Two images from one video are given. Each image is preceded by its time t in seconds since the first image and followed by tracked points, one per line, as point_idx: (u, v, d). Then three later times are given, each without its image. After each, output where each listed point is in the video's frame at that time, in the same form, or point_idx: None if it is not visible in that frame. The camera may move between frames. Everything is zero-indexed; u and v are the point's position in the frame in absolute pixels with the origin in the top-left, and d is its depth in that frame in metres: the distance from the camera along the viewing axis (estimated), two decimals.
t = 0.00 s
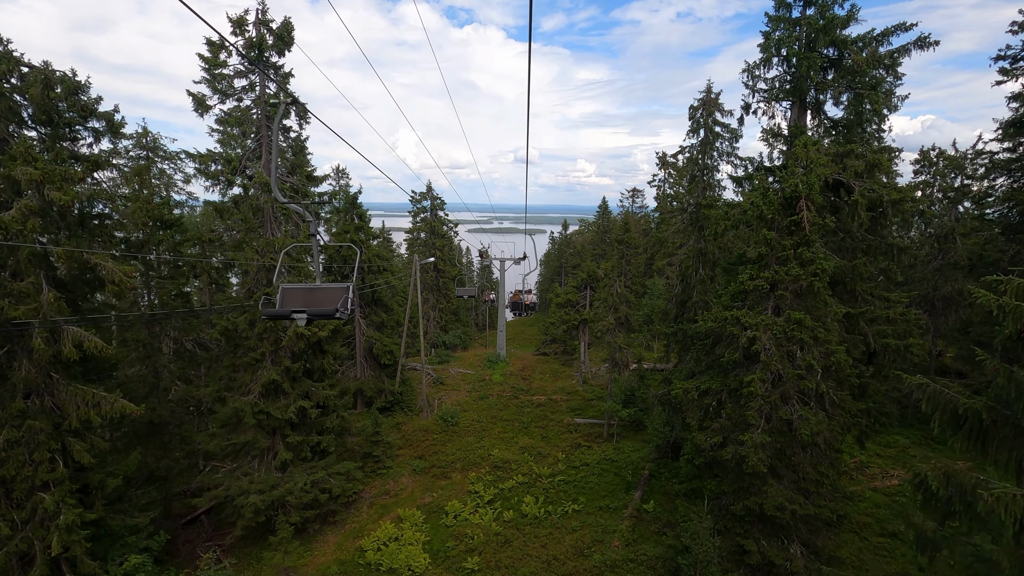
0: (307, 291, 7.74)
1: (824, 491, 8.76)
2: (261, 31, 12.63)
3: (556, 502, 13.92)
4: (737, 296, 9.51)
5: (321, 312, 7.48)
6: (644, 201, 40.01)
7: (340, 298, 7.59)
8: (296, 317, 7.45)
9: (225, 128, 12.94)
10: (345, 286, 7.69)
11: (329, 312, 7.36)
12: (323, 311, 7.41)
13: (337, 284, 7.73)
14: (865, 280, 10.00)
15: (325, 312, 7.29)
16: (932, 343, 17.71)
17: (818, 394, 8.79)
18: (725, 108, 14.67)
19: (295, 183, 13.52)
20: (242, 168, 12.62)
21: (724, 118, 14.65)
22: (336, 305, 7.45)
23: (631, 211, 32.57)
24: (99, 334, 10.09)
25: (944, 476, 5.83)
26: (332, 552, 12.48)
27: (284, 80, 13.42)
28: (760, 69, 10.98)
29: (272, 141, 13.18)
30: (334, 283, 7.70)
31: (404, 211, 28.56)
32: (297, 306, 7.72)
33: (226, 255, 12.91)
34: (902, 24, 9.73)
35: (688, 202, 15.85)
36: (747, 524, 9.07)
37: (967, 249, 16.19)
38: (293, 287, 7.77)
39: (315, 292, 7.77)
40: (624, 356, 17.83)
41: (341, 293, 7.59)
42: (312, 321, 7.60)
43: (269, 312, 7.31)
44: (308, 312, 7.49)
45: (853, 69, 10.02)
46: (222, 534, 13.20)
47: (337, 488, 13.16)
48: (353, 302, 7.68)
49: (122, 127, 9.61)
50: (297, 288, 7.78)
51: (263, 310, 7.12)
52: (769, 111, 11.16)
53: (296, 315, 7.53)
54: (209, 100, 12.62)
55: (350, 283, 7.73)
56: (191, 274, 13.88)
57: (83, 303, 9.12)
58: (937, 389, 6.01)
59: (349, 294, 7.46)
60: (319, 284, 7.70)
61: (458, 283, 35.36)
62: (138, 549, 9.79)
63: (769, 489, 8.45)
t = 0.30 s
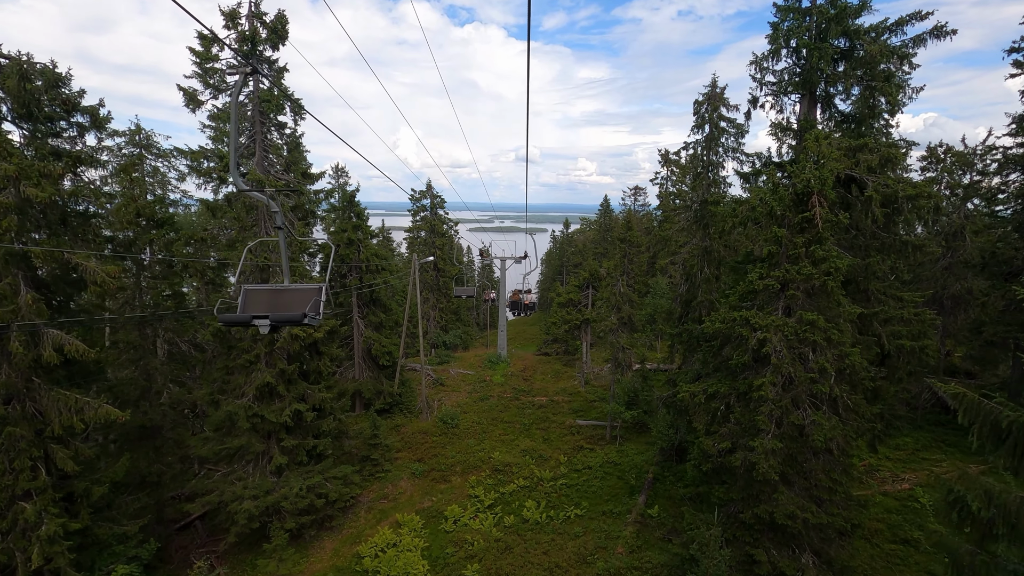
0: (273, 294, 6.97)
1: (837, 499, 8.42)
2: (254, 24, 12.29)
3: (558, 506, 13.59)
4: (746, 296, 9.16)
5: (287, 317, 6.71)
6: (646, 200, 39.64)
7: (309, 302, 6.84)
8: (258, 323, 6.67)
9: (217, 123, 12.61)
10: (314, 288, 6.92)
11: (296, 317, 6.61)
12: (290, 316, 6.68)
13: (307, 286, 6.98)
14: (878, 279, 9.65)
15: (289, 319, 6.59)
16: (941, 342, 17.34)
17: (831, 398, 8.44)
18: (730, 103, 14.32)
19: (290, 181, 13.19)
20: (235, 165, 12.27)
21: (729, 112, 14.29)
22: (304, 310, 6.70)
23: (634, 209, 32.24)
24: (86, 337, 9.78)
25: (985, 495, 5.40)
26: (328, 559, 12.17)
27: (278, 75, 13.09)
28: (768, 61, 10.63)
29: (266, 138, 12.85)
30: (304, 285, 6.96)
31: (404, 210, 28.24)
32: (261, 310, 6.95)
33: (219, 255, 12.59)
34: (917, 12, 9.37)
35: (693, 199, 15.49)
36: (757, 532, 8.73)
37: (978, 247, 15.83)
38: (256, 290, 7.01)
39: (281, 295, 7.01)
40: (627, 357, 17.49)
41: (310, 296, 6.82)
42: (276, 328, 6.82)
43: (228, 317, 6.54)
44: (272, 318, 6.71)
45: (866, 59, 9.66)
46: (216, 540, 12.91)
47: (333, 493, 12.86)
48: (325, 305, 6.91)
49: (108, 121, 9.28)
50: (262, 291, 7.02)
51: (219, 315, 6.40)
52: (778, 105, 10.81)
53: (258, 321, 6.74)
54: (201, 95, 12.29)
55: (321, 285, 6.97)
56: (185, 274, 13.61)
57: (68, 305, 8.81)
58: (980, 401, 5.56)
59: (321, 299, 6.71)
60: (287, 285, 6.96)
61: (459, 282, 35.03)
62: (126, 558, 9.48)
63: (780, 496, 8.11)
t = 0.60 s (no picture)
0: (227, 298, 6.27)
1: (849, 509, 8.10)
2: (248, 19, 12.01)
3: (559, 513, 13.27)
4: (755, 298, 8.83)
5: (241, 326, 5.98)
6: (649, 200, 39.31)
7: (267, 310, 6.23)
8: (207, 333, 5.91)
9: (211, 121, 12.32)
10: (275, 293, 6.33)
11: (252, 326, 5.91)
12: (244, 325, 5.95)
13: (267, 291, 6.36)
14: (891, 281, 9.32)
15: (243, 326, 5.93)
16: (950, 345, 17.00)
17: (843, 405, 8.12)
18: (736, 100, 14.00)
19: (285, 180, 12.89)
20: (229, 164, 11.97)
21: (735, 110, 13.98)
22: (261, 318, 6.05)
23: (636, 210, 31.92)
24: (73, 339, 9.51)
25: None
26: (324, 567, 11.86)
27: (273, 71, 12.81)
28: (777, 56, 10.31)
29: (261, 135, 12.55)
30: (263, 289, 6.34)
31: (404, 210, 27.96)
32: (212, 318, 6.22)
33: (213, 255, 12.30)
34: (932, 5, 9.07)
35: (698, 199, 15.17)
36: (766, 544, 8.41)
37: (989, 248, 15.50)
38: (210, 293, 6.28)
39: (236, 300, 6.32)
40: (630, 359, 17.17)
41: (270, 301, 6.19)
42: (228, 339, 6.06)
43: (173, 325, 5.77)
44: (223, 328, 5.95)
45: (878, 54, 9.34)
46: (210, 548, 12.62)
47: (329, 499, 12.57)
48: (286, 315, 6.31)
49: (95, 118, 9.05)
50: (215, 295, 6.30)
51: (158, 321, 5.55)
52: (786, 101, 10.50)
53: (208, 332, 5.97)
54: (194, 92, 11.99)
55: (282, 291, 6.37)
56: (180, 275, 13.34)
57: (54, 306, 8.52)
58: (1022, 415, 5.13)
59: (283, 306, 6.10)
60: (243, 290, 6.24)
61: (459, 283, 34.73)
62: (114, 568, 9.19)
63: (791, 507, 7.80)
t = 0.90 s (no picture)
0: (166, 301, 5.11)
1: (862, 519, 7.81)
2: (243, 15, 11.76)
3: (561, 519, 12.98)
4: (763, 300, 8.54)
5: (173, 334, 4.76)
6: (651, 201, 39.01)
7: (211, 317, 5.01)
8: (131, 342, 4.76)
9: (206, 119, 12.06)
10: (223, 295, 5.12)
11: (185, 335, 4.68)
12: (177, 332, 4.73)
13: (214, 292, 5.16)
14: (904, 282, 9.03)
15: (174, 335, 4.67)
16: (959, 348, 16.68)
17: (856, 411, 7.82)
18: (741, 97, 13.73)
19: (281, 178, 12.61)
20: (223, 162, 11.67)
21: (740, 108, 13.71)
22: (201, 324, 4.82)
23: (639, 211, 31.70)
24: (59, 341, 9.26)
25: None
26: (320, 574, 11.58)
27: (269, 68, 12.56)
28: (785, 51, 10.04)
29: (257, 133, 12.28)
30: (210, 289, 5.14)
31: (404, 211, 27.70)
32: (149, 325, 5.07)
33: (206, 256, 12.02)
34: None
35: (702, 198, 14.88)
36: (775, 554, 8.12)
37: (1000, 248, 15.19)
38: (147, 294, 5.13)
39: (179, 302, 5.17)
40: (633, 362, 16.87)
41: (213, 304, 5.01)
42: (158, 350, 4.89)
43: (87, 333, 4.59)
44: (151, 336, 4.76)
45: (890, 48, 9.06)
46: (203, 554, 12.35)
47: (326, 505, 12.30)
48: (235, 322, 5.12)
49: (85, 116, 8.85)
50: (156, 296, 5.15)
51: (73, 329, 4.43)
52: (794, 97, 10.23)
53: (134, 340, 4.82)
54: (188, 90, 11.74)
55: (232, 292, 5.14)
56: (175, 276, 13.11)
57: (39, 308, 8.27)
58: None
59: (231, 312, 4.89)
60: (186, 290, 5.10)
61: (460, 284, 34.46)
62: None
63: (801, 517, 7.50)
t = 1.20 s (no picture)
0: (81, 297, 4.24)
1: (874, 528, 7.53)
2: (238, 10, 11.53)
3: (562, 525, 12.71)
4: (770, 302, 8.28)
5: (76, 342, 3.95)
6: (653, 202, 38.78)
7: (128, 318, 4.19)
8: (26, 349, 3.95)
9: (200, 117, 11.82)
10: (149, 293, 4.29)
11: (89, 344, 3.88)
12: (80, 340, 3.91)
13: (140, 289, 4.35)
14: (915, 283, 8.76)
15: (76, 344, 3.87)
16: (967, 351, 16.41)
17: (868, 416, 7.55)
18: (746, 95, 13.48)
19: (276, 177, 12.36)
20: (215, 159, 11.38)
21: (744, 106, 13.46)
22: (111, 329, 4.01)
23: (640, 212, 31.49)
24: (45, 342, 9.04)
25: None
26: None
27: (265, 65, 12.33)
28: (792, 46, 9.79)
29: (252, 131, 12.04)
30: (136, 285, 4.33)
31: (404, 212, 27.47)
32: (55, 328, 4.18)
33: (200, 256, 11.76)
34: None
35: (706, 198, 14.62)
36: (784, 564, 7.84)
37: (1008, 250, 14.93)
38: (58, 290, 4.23)
39: (96, 299, 4.29)
40: (635, 365, 16.58)
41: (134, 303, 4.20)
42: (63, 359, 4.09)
43: None
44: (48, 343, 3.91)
45: (901, 43, 8.80)
46: (196, 561, 12.07)
47: (321, 511, 12.04)
48: (161, 325, 4.30)
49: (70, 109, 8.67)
50: (68, 292, 4.27)
51: None
52: (801, 94, 9.97)
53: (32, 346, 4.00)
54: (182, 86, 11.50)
55: (161, 289, 4.35)
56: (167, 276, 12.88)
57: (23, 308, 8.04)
58: None
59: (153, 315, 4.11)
60: (105, 285, 4.25)
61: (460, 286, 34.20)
62: None
63: (811, 526, 7.23)
